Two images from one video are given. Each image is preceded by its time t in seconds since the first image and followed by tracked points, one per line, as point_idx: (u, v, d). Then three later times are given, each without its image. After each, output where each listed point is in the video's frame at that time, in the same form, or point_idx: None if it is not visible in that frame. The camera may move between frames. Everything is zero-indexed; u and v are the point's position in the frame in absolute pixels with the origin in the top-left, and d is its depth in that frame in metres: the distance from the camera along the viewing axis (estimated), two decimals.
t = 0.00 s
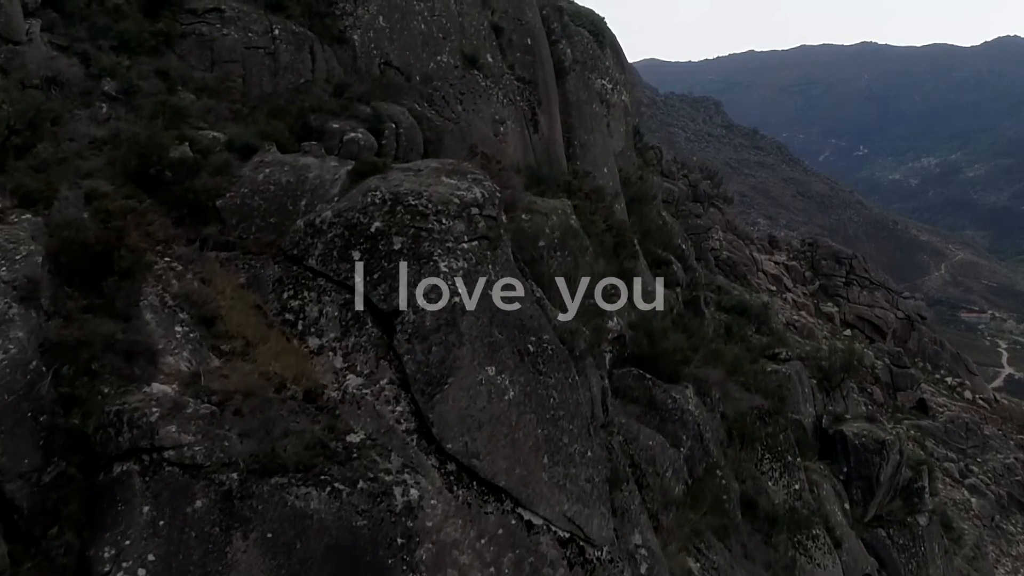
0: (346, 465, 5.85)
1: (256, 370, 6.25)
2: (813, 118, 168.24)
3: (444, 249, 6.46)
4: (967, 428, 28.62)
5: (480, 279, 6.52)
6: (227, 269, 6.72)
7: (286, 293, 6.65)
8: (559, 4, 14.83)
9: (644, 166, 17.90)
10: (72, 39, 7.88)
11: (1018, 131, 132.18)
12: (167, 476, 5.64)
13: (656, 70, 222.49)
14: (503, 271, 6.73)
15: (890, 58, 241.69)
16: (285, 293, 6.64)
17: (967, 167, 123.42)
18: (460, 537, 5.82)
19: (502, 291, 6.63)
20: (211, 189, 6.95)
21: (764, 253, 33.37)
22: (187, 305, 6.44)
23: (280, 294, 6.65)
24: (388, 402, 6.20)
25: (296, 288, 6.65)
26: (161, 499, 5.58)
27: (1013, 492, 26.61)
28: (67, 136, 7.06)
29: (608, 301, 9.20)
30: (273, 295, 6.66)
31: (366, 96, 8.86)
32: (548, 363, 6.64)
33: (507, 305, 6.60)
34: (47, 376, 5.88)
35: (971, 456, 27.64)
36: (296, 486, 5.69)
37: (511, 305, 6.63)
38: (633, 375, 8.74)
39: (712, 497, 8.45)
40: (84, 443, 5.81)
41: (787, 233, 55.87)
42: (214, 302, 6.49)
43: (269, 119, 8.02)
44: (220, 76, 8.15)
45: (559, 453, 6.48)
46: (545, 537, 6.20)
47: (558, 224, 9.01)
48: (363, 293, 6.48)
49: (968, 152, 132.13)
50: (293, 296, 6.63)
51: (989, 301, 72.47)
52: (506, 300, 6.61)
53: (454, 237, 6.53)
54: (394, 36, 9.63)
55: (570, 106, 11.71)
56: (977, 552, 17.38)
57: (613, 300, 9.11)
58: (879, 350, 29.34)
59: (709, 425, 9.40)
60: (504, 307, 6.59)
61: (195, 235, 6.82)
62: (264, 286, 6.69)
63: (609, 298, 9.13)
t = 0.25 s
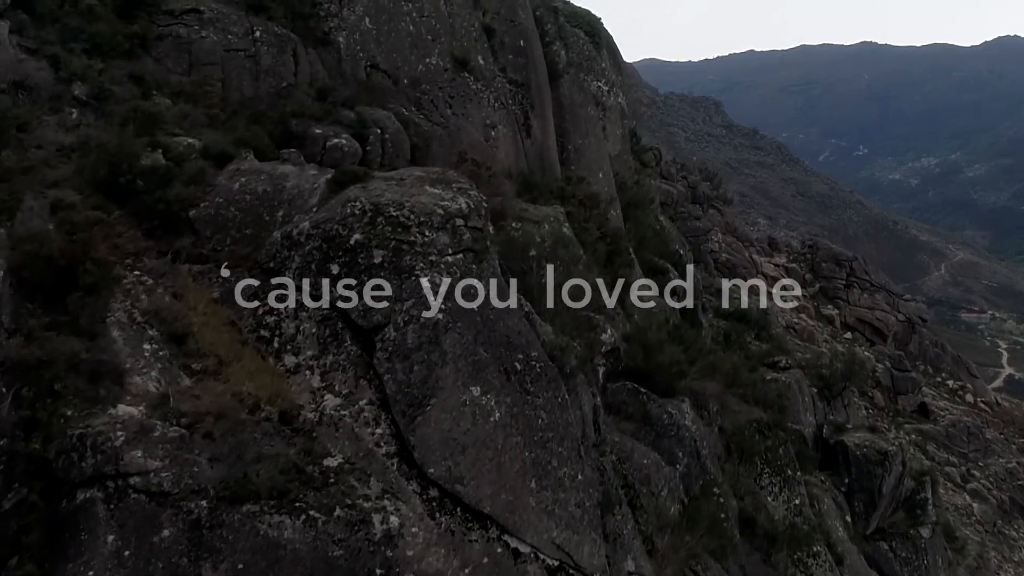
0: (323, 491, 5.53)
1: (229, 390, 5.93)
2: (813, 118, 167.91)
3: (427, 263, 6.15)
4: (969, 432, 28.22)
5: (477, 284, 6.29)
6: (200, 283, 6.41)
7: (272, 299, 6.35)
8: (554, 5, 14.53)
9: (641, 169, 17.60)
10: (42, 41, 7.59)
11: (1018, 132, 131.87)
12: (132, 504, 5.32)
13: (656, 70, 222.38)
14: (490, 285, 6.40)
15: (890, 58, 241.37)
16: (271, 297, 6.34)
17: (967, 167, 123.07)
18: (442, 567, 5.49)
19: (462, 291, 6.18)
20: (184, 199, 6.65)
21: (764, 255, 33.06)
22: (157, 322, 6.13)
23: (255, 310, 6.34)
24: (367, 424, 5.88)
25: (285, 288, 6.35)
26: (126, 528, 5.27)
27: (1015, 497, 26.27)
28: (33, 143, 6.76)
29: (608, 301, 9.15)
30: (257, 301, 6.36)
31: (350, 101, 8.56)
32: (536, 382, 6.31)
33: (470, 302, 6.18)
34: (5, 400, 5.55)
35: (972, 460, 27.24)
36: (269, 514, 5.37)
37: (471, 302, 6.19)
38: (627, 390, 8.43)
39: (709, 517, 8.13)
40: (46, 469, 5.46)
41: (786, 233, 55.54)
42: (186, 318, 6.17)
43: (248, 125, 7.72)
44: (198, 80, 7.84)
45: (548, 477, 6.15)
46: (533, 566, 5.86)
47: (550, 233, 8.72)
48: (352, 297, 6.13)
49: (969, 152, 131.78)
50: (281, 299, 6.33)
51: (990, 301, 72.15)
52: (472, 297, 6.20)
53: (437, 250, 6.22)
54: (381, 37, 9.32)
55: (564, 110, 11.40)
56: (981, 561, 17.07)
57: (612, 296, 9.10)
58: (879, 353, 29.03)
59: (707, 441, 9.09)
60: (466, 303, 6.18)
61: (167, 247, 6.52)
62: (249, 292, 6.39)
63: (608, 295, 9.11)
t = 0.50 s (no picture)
0: (299, 519, 5.23)
1: (201, 411, 5.63)
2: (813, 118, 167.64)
3: (410, 276, 5.88)
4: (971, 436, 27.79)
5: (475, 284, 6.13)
6: (173, 297, 6.13)
7: (266, 299, 6.05)
8: (549, 5, 14.27)
9: (639, 172, 17.32)
10: (12, 45, 7.30)
11: (1018, 132, 131.60)
12: (96, 533, 5.02)
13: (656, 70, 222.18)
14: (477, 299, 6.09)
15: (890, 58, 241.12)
16: (266, 296, 6.04)
17: (967, 167, 122.79)
18: None
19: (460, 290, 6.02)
20: (157, 209, 6.37)
21: (764, 256, 32.79)
22: (126, 339, 5.83)
23: (230, 326, 6.04)
24: (346, 447, 5.59)
25: (280, 287, 6.05)
26: (91, 559, 4.99)
27: (1017, 502, 25.95)
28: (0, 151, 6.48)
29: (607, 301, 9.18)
30: (251, 300, 6.08)
31: (335, 105, 8.28)
32: (524, 401, 6.02)
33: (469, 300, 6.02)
34: None
35: (974, 465, 26.88)
36: (241, 543, 5.07)
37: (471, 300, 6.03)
38: (622, 404, 8.13)
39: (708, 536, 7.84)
40: (8, 495, 5.15)
41: (786, 234, 55.26)
42: (157, 335, 5.89)
43: (227, 130, 7.45)
44: (175, 84, 7.56)
45: (537, 502, 5.86)
46: None
47: (540, 243, 8.47)
48: (350, 297, 5.85)
49: (968, 152, 131.49)
50: (275, 299, 6.03)
51: (989, 302, 71.91)
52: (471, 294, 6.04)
53: (420, 263, 5.95)
54: (368, 39, 9.04)
55: (559, 113, 11.10)
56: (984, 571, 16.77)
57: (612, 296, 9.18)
58: (880, 356, 28.75)
59: (704, 455, 8.81)
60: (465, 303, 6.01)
61: (140, 259, 6.24)
62: (243, 291, 6.11)
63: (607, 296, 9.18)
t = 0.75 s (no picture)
0: (270, 551, 4.89)
1: (168, 436, 5.25)
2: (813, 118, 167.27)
3: (389, 293, 5.59)
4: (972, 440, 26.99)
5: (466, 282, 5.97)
6: (141, 315, 5.81)
7: (262, 299, 5.72)
8: (544, 6, 13.97)
9: (636, 177, 17.02)
10: None
11: (1018, 131, 131.20)
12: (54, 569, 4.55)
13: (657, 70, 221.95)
14: (460, 316, 5.80)
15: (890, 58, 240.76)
16: (262, 297, 5.70)
17: (968, 167, 122.41)
18: None
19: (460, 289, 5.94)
20: (125, 221, 6.06)
21: (764, 259, 32.47)
22: (89, 360, 5.43)
23: (201, 345, 5.74)
24: (322, 474, 5.25)
25: (277, 288, 5.71)
26: None
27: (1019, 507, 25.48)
28: None
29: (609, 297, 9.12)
30: (247, 301, 5.75)
31: (319, 110, 7.97)
32: (510, 425, 5.71)
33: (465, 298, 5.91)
34: None
35: (977, 470, 26.19)
36: None
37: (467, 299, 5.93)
38: (616, 421, 7.81)
39: (706, 558, 7.51)
40: None
41: (785, 236, 54.95)
42: (123, 355, 5.53)
43: (203, 137, 7.15)
44: (150, 89, 7.24)
45: (524, 532, 5.51)
46: None
47: (530, 254, 8.18)
48: (347, 296, 5.55)
49: (969, 152, 131.10)
50: (272, 300, 5.69)
51: (990, 303, 71.54)
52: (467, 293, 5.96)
53: (401, 278, 5.66)
54: (354, 42, 8.73)
55: (553, 117, 10.79)
56: None
57: (617, 294, 9.12)
58: (881, 360, 28.40)
59: (702, 472, 8.49)
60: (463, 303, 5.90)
61: (106, 274, 5.91)
62: (238, 292, 5.78)
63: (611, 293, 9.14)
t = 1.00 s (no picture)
0: None
1: (135, 462, 4.92)
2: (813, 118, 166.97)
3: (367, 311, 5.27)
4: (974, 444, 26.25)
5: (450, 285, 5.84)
6: (108, 333, 5.51)
7: (256, 300, 5.40)
8: (539, 8, 13.71)
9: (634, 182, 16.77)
10: None
11: (1018, 131, 130.80)
12: None
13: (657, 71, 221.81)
14: (443, 335, 5.50)
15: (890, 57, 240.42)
16: (256, 296, 5.38)
17: (968, 167, 122.07)
18: None
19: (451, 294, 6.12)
20: (93, 234, 5.79)
21: (764, 260, 32.18)
22: (52, 381, 5.08)
23: (171, 365, 5.43)
24: (296, 502, 4.95)
25: (273, 287, 5.41)
26: None
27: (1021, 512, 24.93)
28: None
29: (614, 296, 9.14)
30: (241, 301, 5.42)
31: (301, 116, 7.69)
32: (496, 449, 5.42)
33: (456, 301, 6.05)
34: None
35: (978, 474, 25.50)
36: None
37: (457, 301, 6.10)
38: (610, 438, 7.52)
39: None
40: None
41: (785, 237, 54.65)
42: (88, 375, 5.18)
43: (179, 145, 6.89)
44: (123, 94, 6.96)
45: (510, 562, 5.21)
46: None
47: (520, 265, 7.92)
48: (345, 296, 5.27)
49: (969, 152, 130.71)
50: (267, 300, 5.38)
51: (990, 304, 71.19)
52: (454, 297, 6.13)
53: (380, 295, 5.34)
54: (339, 45, 8.45)
55: (547, 121, 10.52)
56: None
57: (620, 294, 9.08)
58: (881, 363, 28.09)
59: (699, 489, 8.20)
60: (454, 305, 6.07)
61: (72, 290, 5.61)
62: (231, 292, 5.45)
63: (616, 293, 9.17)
